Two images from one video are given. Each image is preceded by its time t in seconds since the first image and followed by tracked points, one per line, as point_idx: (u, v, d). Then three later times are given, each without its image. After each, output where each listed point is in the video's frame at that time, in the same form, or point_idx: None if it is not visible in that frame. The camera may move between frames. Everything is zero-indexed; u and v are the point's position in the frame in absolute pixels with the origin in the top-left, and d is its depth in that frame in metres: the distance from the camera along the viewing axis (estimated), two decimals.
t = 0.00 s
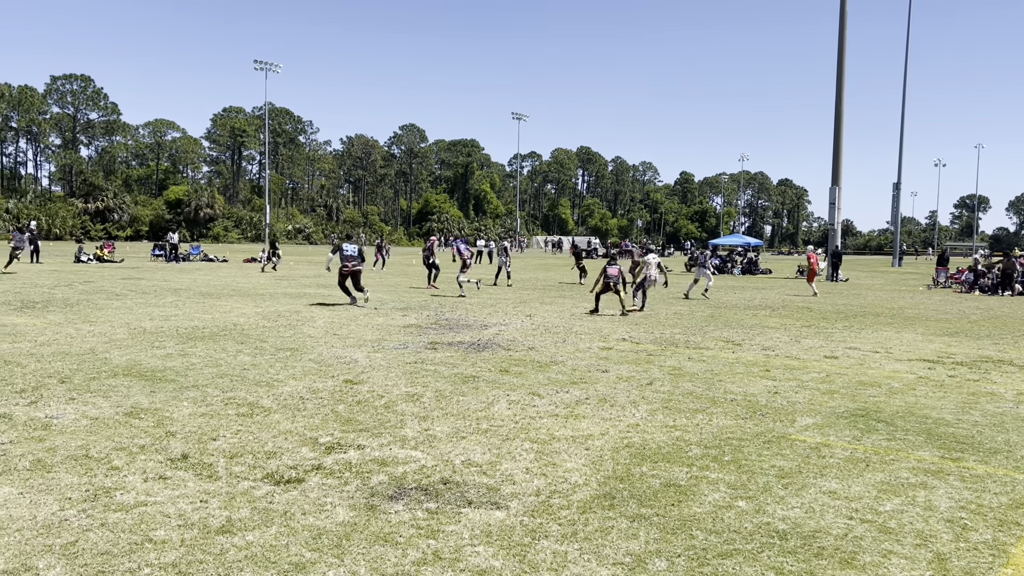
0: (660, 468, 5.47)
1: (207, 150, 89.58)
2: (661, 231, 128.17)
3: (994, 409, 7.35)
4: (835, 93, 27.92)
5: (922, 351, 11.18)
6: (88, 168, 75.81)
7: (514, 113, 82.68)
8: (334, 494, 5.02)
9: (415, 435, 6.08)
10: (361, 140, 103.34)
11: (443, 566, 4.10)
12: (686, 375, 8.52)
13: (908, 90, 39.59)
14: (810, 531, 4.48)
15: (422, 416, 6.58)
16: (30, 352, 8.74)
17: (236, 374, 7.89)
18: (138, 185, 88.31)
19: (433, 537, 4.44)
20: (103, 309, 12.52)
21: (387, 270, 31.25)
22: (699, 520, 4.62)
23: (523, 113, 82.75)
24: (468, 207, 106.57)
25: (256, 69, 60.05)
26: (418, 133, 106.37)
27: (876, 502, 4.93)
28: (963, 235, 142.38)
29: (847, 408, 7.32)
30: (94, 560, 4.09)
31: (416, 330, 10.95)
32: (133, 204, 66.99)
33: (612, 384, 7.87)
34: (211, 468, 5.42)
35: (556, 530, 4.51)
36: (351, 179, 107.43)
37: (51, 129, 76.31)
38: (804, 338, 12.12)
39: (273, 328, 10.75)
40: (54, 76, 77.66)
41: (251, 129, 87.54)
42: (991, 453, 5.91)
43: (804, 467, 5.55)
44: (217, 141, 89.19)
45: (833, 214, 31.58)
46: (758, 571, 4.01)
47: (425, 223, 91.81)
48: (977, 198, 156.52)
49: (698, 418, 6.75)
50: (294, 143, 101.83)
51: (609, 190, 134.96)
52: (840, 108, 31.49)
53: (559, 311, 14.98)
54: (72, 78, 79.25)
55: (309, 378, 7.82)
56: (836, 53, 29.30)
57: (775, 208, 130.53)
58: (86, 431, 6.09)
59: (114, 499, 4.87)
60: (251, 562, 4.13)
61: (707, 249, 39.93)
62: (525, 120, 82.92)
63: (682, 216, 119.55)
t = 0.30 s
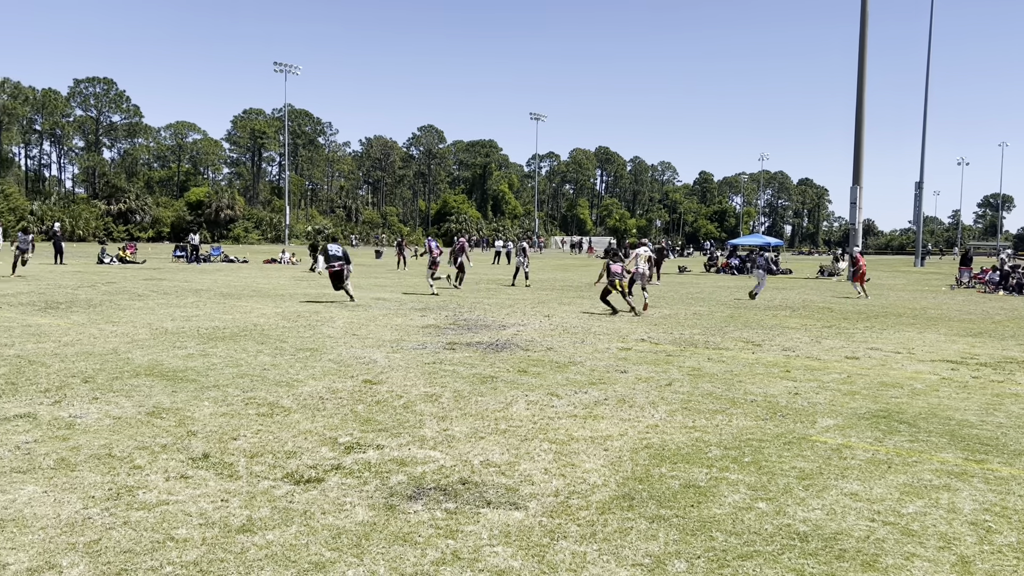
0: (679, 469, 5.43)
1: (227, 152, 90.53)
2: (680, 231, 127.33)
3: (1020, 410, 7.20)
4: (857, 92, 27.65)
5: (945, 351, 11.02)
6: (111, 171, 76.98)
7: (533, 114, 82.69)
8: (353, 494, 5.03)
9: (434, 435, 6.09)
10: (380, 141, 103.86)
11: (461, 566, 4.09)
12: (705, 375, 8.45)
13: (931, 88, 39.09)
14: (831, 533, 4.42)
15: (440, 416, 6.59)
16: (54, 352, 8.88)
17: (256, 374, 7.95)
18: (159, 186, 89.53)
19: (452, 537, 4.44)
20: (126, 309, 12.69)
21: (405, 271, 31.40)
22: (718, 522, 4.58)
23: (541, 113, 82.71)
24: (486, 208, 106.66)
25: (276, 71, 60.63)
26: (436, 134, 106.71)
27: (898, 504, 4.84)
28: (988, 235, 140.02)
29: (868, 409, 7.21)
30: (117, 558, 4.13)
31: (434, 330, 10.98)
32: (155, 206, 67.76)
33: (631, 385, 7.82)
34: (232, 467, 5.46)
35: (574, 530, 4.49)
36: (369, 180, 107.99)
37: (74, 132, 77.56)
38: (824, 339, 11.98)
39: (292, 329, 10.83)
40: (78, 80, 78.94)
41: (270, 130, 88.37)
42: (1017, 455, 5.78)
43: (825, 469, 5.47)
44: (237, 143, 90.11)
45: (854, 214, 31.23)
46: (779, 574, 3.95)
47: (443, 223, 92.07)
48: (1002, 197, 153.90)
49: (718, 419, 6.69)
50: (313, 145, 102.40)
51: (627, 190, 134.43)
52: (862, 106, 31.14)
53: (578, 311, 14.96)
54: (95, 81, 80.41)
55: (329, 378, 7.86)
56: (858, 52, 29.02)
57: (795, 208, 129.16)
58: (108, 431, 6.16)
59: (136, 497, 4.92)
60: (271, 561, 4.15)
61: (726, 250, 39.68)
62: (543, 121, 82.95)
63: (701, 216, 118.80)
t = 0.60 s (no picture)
0: (706, 471, 5.36)
1: (255, 154, 91.60)
2: (705, 231, 126.12)
3: None
4: (887, 90, 27.18)
5: (978, 352, 10.77)
6: (140, 173, 78.57)
7: (559, 115, 81.72)
8: (379, 494, 5.06)
9: (460, 435, 6.10)
10: (405, 142, 104.50)
11: (487, 566, 4.09)
12: (732, 377, 8.35)
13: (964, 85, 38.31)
14: (860, 536, 4.34)
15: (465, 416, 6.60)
16: (87, 351, 9.07)
17: (284, 374, 8.03)
18: (188, 188, 90.91)
19: (478, 537, 4.43)
20: (156, 309, 12.91)
21: (430, 271, 31.55)
22: (746, 524, 4.51)
23: (566, 114, 82.27)
24: (511, 208, 106.65)
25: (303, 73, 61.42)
26: (462, 135, 107.04)
27: (929, 507, 4.74)
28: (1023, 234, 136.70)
29: (898, 411, 7.06)
30: (148, 556, 4.20)
31: (460, 331, 11.02)
32: (184, 208, 68.72)
33: (657, 387, 7.75)
34: (260, 466, 5.52)
35: (600, 532, 4.46)
36: (395, 182, 108.67)
37: (105, 135, 79.09)
38: (853, 339, 11.78)
39: (319, 329, 10.93)
40: (109, 83, 80.52)
41: (297, 132, 89.40)
42: None
43: (854, 471, 5.38)
44: (264, 145, 91.16)
45: (883, 213, 30.69)
46: None
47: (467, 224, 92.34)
48: None
49: (745, 420, 6.61)
50: (340, 146, 102.27)
51: (653, 189, 133.45)
52: (892, 103, 30.60)
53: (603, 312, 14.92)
54: (126, 84, 81.91)
55: (355, 378, 7.92)
56: (888, 48, 28.55)
57: (823, 207, 127.23)
58: (139, 430, 6.27)
59: (167, 496, 5.00)
60: (299, 560, 4.18)
61: (752, 249, 39.27)
62: (568, 121, 82.52)
63: (728, 216, 117.56)
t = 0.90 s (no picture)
0: (742, 473, 5.30)
1: (288, 156, 92.95)
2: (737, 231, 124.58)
3: None
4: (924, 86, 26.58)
5: (1021, 354, 10.46)
6: (176, 175, 80.43)
7: (589, 115, 81.25)
8: (414, 493, 5.09)
9: (493, 435, 6.12)
10: (436, 143, 105.09)
11: (523, 567, 4.09)
12: (767, 378, 8.23)
13: (1005, 79, 37.26)
14: (901, 541, 4.25)
15: (498, 417, 6.61)
16: (127, 351, 9.29)
17: (318, 374, 8.13)
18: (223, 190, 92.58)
19: (513, 538, 4.44)
20: (193, 310, 13.18)
21: (460, 272, 31.67)
22: (783, 527, 4.44)
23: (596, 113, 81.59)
24: (541, 209, 106.56)
25: (334, 75, 62.19)
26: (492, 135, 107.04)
27: (972, 512, 4.62)
28: None
29: (938, 413, 6.89)
30: (189, 553, 4.29)
31: (491, 331, 11.05)
32: (218, 210, 69.94)
33: (690, 387, 7.68)
34: (296, 466, 5.60)
35: (636, 534, 4.43)
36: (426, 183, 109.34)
37: (142, 138, 81.05)
38: (891, 340, 11.52)
39: (352, 329, 11.03)
40: (146, 88, 82.42)
41: (328, 134, 90.55)
42: None
43: (894, 474, 5.27)
44: (296, 147, 92.45)
45: (920, 212, 30.01)
46: None
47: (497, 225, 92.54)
48: None
49: (780, 422, 6.51)
50: (371, 148, 102.95)
51: (684, 189, 132.17)
52: (929, 99, 29.90)
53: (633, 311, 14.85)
54: (162, 88, 83.72)
55: (388, 378, 7.98)
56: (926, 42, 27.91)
57: (858, 206, 124.74)
58: (179, 429, 6.40)
59: (206, 494, 5.10)
60: (337, 558, 4.23)
61: (785, 249, 38.71)
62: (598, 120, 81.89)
63: (760, 216, 115.98)
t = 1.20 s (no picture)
0: (779, 474, 5.23)
1: (321, 157, 94.17)
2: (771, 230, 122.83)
3: None
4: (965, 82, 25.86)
5: None
6: (212, 176, 82.01)
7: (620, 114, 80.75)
8: (450, 492, 5.13)
9: (527, 435, 6.13)
10: (467, 143, 105.46)
11: (560, 566, 4.10)
12: (803, 378, 8.11)
13: None
14: (944, 544, 4.15)
15: (532, 416, 6.61)
16: (166, 350, 9.49)
17: (353, 373, 8.23)
18: (257, 191, 94.06)
19: (549, 536, 4.45)
20: (229, 310, 13.40)
21: (491, 271, 31.72)
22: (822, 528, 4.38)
23: (627, 112, 81.04)
24: (572, 208, 106.31)
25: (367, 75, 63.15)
26: (523, 135, 106.91)
27: (1017, 515, 4.50)
28: None
29: (980, 415, 6.71)
30: (231, 548, 4.38)
31: (523, 330, 11.05)
32: (253, 210, 71.17)
33: (725, 387, 7.61)
34: (333, 463, 5.67)
35: (672, 534, 4.41)
36: (457, 183, 109.85)
37: (179, 140, 82.77)
38: (930, 341, 11.24)
39: (385, 329, 11.14)
40: (183, 90, 84.12)
41: (361, 135, 91.46)
42: None
43: (936, 476, 5.15)
44: (329, 148, 93.55)
45: (960, 209, 29.28)
46: None
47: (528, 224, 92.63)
48: None
49: (818, 423, 6.40)
50: (402, 148, 103.76)
51: (717, 187, 130.46)
52: (969, 93, 29.15)
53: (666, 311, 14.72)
54: (199, 91, 85.45)
55: (422, 377, 8.04)
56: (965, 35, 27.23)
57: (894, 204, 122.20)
58: (218, 426, 6.54)
59: (245, 490, 5.20)
60: (375, 555, 4.28)
61: (819, 248, 38.04)
62: (629, 119, 81.44)
63: (794, 214, 114.33)
